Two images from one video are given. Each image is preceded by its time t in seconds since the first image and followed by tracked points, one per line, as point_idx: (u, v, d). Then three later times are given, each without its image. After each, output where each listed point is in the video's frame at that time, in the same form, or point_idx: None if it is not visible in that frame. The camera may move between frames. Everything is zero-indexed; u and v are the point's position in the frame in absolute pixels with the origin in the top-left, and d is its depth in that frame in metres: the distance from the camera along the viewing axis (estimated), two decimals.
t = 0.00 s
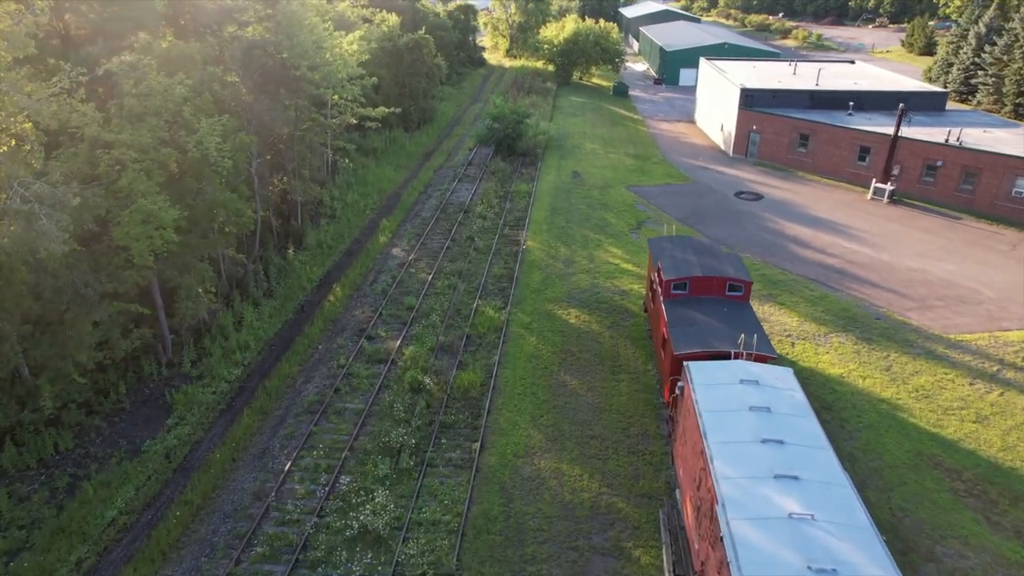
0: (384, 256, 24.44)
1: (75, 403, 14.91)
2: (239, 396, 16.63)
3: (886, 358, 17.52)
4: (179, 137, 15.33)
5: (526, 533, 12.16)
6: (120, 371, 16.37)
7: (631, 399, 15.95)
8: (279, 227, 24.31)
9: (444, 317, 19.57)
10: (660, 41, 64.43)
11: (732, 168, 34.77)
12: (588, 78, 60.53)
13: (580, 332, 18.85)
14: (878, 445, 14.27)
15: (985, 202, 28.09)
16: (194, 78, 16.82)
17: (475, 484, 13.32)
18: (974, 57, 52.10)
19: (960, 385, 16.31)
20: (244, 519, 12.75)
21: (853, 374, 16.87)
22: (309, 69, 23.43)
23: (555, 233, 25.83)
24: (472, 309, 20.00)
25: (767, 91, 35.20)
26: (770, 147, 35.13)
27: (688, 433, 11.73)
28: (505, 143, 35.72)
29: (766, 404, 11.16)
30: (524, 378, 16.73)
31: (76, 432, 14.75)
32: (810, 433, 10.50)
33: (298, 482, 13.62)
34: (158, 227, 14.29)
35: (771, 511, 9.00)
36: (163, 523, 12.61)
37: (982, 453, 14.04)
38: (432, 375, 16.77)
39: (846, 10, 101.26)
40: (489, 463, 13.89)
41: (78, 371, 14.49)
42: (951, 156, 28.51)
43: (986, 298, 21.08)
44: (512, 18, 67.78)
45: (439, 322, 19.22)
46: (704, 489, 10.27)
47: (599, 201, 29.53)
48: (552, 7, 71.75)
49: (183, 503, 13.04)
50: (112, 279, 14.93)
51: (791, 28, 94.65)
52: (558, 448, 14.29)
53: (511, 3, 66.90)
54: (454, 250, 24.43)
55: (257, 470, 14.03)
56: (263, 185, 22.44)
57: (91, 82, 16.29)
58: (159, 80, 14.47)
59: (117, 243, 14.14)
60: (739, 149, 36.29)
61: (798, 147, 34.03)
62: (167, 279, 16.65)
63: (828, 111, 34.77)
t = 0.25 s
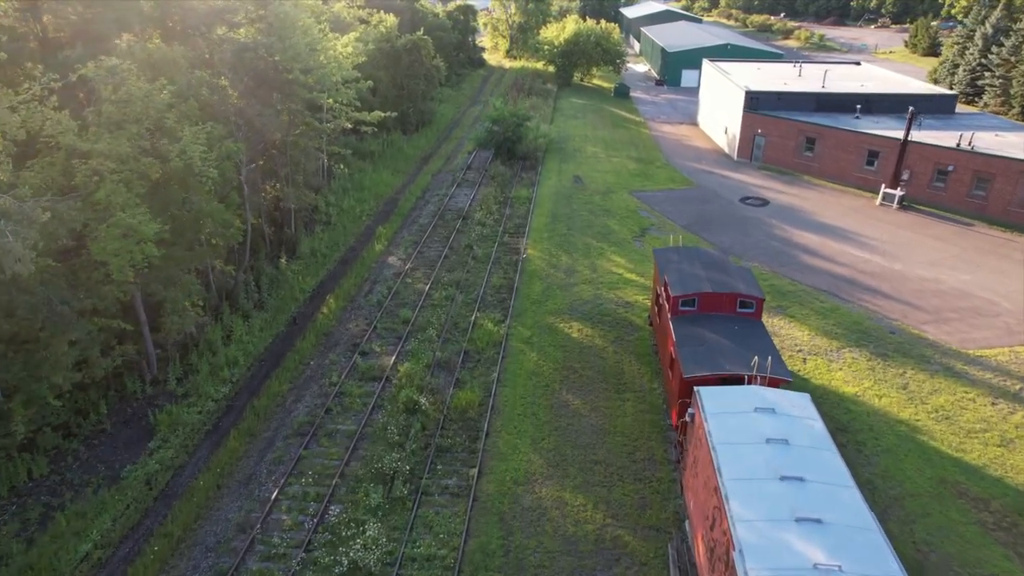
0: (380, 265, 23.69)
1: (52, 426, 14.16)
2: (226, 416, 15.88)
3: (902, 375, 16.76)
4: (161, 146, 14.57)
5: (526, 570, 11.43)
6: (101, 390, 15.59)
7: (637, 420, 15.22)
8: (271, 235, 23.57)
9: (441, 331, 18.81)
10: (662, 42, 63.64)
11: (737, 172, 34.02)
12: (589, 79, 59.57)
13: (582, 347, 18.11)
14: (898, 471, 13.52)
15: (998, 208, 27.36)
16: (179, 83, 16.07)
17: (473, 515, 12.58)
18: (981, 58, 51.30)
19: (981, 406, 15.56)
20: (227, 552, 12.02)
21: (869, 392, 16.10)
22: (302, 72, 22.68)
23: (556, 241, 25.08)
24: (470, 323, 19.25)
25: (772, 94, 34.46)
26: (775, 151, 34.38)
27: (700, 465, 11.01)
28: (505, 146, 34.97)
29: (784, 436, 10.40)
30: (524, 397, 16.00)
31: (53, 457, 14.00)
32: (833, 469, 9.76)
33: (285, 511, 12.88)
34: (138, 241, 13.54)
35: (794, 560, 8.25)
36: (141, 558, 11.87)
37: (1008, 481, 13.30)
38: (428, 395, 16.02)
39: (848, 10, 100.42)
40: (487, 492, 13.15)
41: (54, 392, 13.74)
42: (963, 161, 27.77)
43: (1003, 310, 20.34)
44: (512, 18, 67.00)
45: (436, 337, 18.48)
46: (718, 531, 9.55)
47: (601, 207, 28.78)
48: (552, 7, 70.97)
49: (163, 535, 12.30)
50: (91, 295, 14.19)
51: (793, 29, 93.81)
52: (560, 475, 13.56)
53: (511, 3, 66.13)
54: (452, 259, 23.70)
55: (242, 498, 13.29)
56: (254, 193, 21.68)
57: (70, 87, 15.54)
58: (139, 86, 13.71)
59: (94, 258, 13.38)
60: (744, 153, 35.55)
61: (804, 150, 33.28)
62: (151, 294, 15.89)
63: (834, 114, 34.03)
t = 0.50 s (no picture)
0: (376, 273, 23.03)
1: (29, 449, 13.48)
2: (214, 436, 15.19)
3: (918, 393, 16.09)
4: (143, 155, 13.89)
5: None
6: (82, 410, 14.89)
7: (642, 441, 14.56)
8: (264, 242, 22.90)
9: (439, 345, 18.15)
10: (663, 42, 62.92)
11: (741, 176, 33.34)
12: (590, 81, 59.23)
13: (584, 361, 17.44)
14: (918, 497, 12.85)
15: (1010, 214, 26.70)
16: (164, 88, 15.39)
17: (471, 546, 11.92)
18: (987, 59, 50.57)
19: (1002, 426, 14.91)
20: None
21: (884, 411, 15.42)
22: (296, 75, 22.00)
23: (557, 249, 24.41)
24: (468, 336, 18.58)
25: (777, 96, 33.78)
26: (780, 155, 33.71)
27: (711, 497, 10.35)
28: (505, 149, 34.31)
29: (802, 467, 9.74)
30: (524, 415, 15.34)
31: (29, 482, 13.32)
32: (855, 505, 9.11)
33: (273, 541, 12.22)
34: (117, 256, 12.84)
35: None
36: None
37: None
38: (425, 413, 15.36)
39: (850, 11, 99.68)
40: (486, 520, 12.51)
41: (30, 414, 13.06)
42: (974, 166, 27.12)
43: (1020, 321, 19.67)
44: (512, 18, 66.32)
45: (433, 351, 17.81)
46: (732, 572, 8.90)
47: (603, 213, 28.11)
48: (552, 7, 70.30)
49: (143, 568, 11.64)
50: (70, 311, 13.52)
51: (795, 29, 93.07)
52: (562, 501, 12.91)
53: (511, 4, 65.45)
54: (450, 268, 23.03)
55: (228, 526, 12.63)
56: (246, 200, 21.01)
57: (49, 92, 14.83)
58: (120, 91, 13.05)
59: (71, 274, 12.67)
60: (748, 156, 34.89)
61: (810, 154, 32.61)
62: (135, 308, 15.21)
63: (841, 117, 33.36)
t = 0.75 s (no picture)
0: (371, 283, 22.27)
1: None
2: (197, 462, 14.39)
3: (940, 414, 15.30)
4: (120, 167, 13.13)
5: None
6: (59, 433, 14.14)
7: (649, 468, 13.82)
8: (256, 251, 22.16)
9: (435, 362, 17.38)
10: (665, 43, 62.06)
11: (747, 181, 32.56)
12: (591, 82, 58.60)
13: (588, 380, 16.67)
14: (944, 531, 12.09)
15: None
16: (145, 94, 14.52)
17: None
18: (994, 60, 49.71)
19: None
20: None
21: (904, 434, 14.65)
22: (288, 78, 21.24)
23: (558, 258, 23.65)
24: (466, 352, 17.81)
25: (784, 99, 33.01)
26: (786, 159, 32.93)
27: (726, 539, 9.58)
28: (504, 154, 33.55)
29: (826, 511, 8.96)
30: (525, 439, 14.58)
31: None
32: (886, 555, 8.33)
33: None
34: (91, 275, 12.08)
35: None
36: None
37: None
38: (420, 437, 14.59)
39: (852, 10, 98.77)
40: (485, 556, 11.77)
41: None
42: (988, 171, 26.36)
43: None
44: (512, 18, 65.54)
45: (429, 368, 17.05)
46: None
47: (606, 220, 27.35)
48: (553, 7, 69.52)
49: None
50: (44, 332, 12.84)
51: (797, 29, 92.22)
52: (566, 536, 12.16)
53: (511, 4, 64.66)
54: (448, 278, 22.26)
55: (210, 561, 11.89)
56: (236, 209, 20.24)
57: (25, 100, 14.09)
58: (95, 99, 12.34)
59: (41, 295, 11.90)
60: (754, 161, 34.13)
61: (817, 158, 31.84)
62: (114, 326, 14.44)
63: (848, 120, 32.58)
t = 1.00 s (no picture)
0: (367, 293, 21.59)
1: None
2: (181, 486, 13.70)
3: (958, 435, 14.63)
4: (98, 177, 12.42)
5: None
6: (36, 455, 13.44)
7: (656, 494, 13.16)
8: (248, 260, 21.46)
9: (432, 378, 16.71)
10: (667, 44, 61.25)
11: (752, 186, 31.86)
12: (592, 82, 57.96)
13: (591, 397, 16.00)
14: (969, 564, 11.43)
15: None
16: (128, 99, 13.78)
17: None
18: (1001, 61, 48.89)
19: None
20: None
21: (923, 456, 13.97)
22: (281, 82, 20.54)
23: (560, 267, 22.97)
24: (465, 367, 17.12)
25: (789, 101, 32.31)
26: (792, 163, 32.23)
27: None
28: (504, 158, 32.87)
29: (852, 556, 8.32)
30: (526, 462, 13.93)
31: None
32: None
33: None
34: (66, 294, 11.39)
35: None
36: None
37: None
38: (415, 460, 13.92)
39: (854, 10, 98.02)
40: None
41: None
42: (1000, 177, 25.74)
43: None
44: (512, 19, 64.83)
45: (425, 385, 16.36)
46: None
47: (608, 227, 26.66)
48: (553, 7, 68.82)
49: None
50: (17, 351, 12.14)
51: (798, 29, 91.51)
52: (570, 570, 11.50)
53: (511, 4, 63.94)
54: (446, 288, 21.58)
55: None
56: (226, 217, 19.55)
57: None
58: (70, 106, 11.64)
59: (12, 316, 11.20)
60: (759, 164, 33.44)
61: (824, 163, 31.15)
62: (95, 343, 13.76)
63: (856, 122, 31.87)
